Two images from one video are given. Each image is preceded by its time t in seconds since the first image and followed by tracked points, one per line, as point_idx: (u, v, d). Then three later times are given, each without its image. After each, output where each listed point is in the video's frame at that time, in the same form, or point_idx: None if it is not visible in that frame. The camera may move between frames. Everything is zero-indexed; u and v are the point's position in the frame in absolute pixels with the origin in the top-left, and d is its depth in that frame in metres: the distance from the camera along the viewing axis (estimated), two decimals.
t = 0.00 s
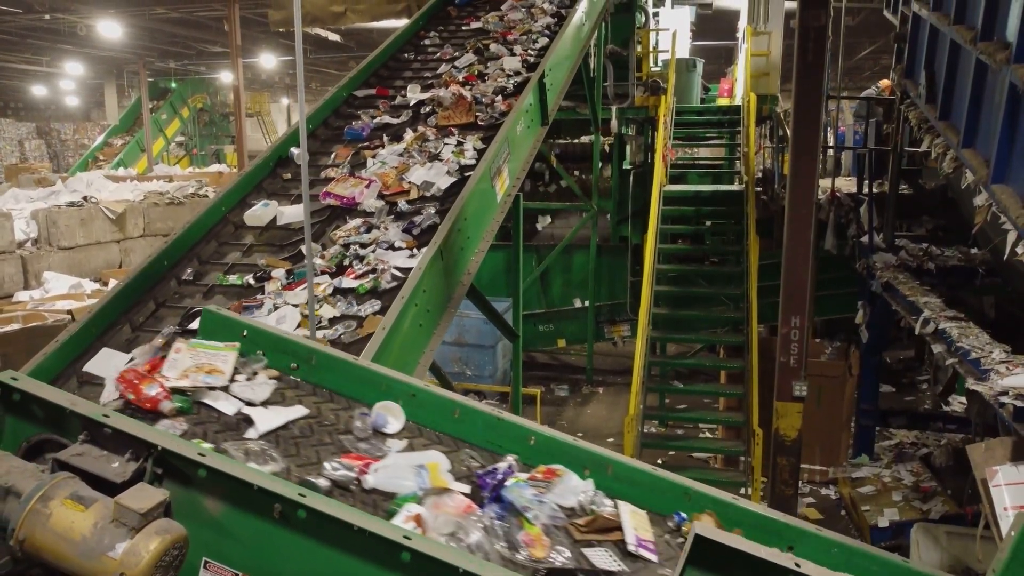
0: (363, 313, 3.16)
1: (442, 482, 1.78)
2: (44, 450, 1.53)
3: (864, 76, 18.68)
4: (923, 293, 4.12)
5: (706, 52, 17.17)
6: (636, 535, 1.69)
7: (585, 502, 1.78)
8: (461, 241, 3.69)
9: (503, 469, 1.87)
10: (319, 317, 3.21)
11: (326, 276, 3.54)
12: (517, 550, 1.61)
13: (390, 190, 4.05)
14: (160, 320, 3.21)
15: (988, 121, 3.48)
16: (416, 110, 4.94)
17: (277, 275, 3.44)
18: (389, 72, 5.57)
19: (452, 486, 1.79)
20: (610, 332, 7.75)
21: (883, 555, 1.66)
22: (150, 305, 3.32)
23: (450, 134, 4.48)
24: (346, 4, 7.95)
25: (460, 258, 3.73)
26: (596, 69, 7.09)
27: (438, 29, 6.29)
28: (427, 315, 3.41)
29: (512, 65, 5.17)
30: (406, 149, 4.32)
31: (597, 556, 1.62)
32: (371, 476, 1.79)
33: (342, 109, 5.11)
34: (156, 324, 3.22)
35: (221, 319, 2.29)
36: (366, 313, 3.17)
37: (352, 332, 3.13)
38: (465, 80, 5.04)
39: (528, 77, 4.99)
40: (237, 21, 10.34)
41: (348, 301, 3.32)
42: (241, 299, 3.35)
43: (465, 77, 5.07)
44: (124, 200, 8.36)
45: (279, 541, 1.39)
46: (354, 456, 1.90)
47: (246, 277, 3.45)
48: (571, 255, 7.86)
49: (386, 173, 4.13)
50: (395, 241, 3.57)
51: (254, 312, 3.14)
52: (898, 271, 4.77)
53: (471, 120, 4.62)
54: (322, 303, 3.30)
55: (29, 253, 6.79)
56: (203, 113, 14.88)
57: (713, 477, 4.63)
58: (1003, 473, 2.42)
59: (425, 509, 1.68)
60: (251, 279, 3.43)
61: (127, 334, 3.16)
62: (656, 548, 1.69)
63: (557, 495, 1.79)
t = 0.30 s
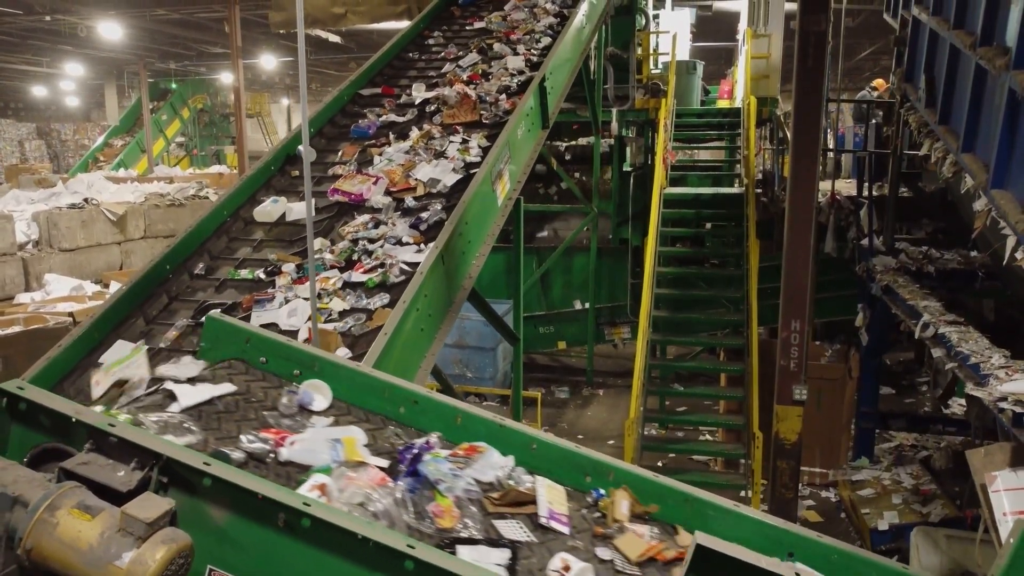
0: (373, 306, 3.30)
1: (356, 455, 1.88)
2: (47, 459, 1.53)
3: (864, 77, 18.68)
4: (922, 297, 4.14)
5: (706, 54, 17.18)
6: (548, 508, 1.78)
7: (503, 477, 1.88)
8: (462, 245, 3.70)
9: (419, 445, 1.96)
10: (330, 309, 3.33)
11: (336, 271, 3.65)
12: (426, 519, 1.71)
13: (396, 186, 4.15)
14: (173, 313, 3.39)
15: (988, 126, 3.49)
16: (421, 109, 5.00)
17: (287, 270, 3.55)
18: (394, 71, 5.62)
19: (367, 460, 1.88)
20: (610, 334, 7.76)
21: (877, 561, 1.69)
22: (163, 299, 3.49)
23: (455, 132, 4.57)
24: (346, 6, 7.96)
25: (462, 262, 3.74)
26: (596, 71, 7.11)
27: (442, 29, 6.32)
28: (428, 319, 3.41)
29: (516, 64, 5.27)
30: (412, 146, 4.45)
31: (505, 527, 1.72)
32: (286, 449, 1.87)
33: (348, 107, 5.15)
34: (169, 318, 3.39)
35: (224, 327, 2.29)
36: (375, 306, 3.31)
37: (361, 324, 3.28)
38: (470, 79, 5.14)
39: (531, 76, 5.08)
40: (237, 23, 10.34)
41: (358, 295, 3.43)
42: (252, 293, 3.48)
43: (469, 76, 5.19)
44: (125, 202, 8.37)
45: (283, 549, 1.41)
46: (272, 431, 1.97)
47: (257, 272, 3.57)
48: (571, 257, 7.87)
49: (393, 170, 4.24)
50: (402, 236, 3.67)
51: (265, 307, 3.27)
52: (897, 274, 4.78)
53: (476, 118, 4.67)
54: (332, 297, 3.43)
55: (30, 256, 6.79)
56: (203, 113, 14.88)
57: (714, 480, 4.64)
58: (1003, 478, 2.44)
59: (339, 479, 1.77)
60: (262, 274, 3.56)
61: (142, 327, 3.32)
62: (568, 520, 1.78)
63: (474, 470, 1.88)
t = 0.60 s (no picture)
0: (381, 300, 3.36)
1: (275, 430, 1.96)
2: (54, 467, 1.55)
3: (863, 78, 18.69)
4: (922, 301, 4.15)
5: (705, 55, 17.23)
6: (464, 483, 1.87)
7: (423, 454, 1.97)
8: (463, 249, 3.72)
9: (343, 421, 2.06)
10: (339, 303, 3.44)
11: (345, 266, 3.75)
12: (340, 493, 1.80)
13: (403, 184, 4.21)
14: (186, 306, 3.46)
15: (987, 131, 3.50)
16: (426, 107, 5.04)
17: (298, 264, 3.64)
18: (398, 70, 5.68)
19: (286, 435, 1.97)
20: (610, 335, 7.76)
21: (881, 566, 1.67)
22: (177, 292, 3.53)
23: (460, 130, 4.61)
24: (346, 8, 7.97)
25: (463, 265, 3.76)
26: (596, 74, 7.13)
27: (446, 29, 6.36)
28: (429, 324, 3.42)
29: (519, 63, 5.32)
30: (418, 144, 4.48)
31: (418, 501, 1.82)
32: (205, 423, 1.92)
33: (355, 106, 5.19)
34: (183, 311, 3.46)
35: (228, 334, 2.26)
36: (383, 300, 3.38)
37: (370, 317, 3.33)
38: (474, 78, 5.19)
39: (535, 75, 5.13)
40: (237, 24, 10.35)
41: (366, 288, 3.52)
42: (262, 287, 3.54)
43: (473, 76, 5.24)
44: (126, 204, 8.37)
45: (288, 558, 1.41)
46: (195, 405, 2.02)
47: (268, 267, 3.64)
48: (572, 259, 7.89)
49: (399, 168, 4.29)
50: (409, 232, 3.71)
51: (275, 300, 3.36)
52: (897, 277, 4.80)
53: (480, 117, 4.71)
54: (342, 290, 3.53)
55: (31, 258, 6.81)
56: (203, 114, 14.90)
57: (714, 482, 4.65)
58: (1002, 483, 2.45)
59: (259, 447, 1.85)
60: (272, 269, 3.63)
61: (156, 319, 3.38)
62: (485, 494, 1.87)
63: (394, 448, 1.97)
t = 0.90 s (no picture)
0: (389, 293, 3.42)
1: (197, 402, 2.10)
2: (61, 474, 1.57)
3: (863, 79, 18.70)
4: (921, 304, 4.16)
5: (705, 56, 17.25)
6: (385, 457, 1.98)
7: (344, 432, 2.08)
8: (464, 253, 3.73)
9: (269, 398, 2.16)
10: (348, 297, 3.48)
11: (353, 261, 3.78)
12: (257, 465, 1.92)
13: (409, 180, 4.26)
14: (198, 300, 3.51)
15: (985, 136, 3.52)
16: (431, 106, 5.10)
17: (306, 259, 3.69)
18: (403, 70, 5.71)
19: (209, 408, 2.10)
20: (610, 338, 7.77)
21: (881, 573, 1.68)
22: (189, 286, 3.59)
23: (465, 128, 4.68)
24: (347, 9, 7.98)
25: (465, 267, 3.78)
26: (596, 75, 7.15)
27: (449, 28, 6.43)
28: (430, 328, 3.42)
29: (523, 62, 5.36)
30: (423, 142, 4.54)
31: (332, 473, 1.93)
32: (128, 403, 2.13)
33: (361, 104, 5.27)
34: (195, 305, 3.51)
35: (230, 340, 2.31)
36: (392, 293, 3.43)
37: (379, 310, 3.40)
38: (478, 77, 5.24)
39: (538, 74, 5.20)
40: (238, 26, 10.36)
41: (375, 282, 3.55)
42: (273, 282, 3.60)
43: (477, 74, 5.29)
44: (127, 205, 8.39)
45: (292, 566, 1.42)
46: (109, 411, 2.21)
47: (278, 262, 3.69)
48: (572, 261, 7.90)
49: (406, 165, 4.35)
50: (416, 228, 3.78)
51: (285, 295, 3.39)
52: (897, 280, 4.81)
53: (485, 115, 4.80)
54: (351, 284, 3.58)
55: (32, 260, 6.82)
56: (203, 115, 14.90)
57: (714, 485, 4.66)
58: (1001, 489, 2.47)
59: (180, 427, 1.98)
60: (281, 263, 3.69)
61: (168, 313, 3.44)
62: (406, 470, 1.97)
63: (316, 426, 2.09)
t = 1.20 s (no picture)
0: (397, 288, 3.50)
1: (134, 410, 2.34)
2: (65, 484, 1.58)
3: (863, 79, 18.70)
4: (921, 308, 4.17)
5: (705, 57, 17.29)
6: (310, 434, 2.07)
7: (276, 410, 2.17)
8: (465, 257, 3.74)
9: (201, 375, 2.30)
10: (357, 291, 3.55)
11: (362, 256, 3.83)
12: (180, 437, 2.08)
13: (415, 177, 4.34)
14: (209, 294, 3.60)
15: (985, 140, 3.53)
16: (435, 104, 5.14)
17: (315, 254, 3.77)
18: (408, 69, 5.75)
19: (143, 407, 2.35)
20: (610, 340, 7.78)
21: None
22: (199, 281, 3.68)
23: (470, 126, 4.72)
24: (347, 11, 8.00)
25: (465, 271, 3.78)
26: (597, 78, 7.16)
27: (453, 28, 6.47)
28: (431, 332, 3.43)
29: (526, 62, 5.39)
30: (429, 140, 4.59)
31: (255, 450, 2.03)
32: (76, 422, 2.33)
33: (366, 104, 5.32)
34: (206, 299, 3.61)
35: (234, 348, 2.35)
36: (399, 287, 3.50)
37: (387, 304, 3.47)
38: (481, 76, 5.27)
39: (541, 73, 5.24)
40: (239, 27, 10.37)
41: (383, 277, 3.62)
42: (282, 277, 3.67)
43: (480, 73, 5.33)
44: (127, 207, 8.40)
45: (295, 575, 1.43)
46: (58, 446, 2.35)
47: (287, 257, 3.76)
48: (573, 263, 7.92)
49: (412, 162, 4.42)
50: (423, 224, 3.83)
51: (295, 289, 3.47)
52: (896, 283, 4.83)
53: (489, 113, 4.84)
54: (359, 279, 3.63)
55: (33, 262, 6.84)
56: (203, 115, 14.91)
57: (714, 488, 4.67)
58: (999, 494, 2.48)
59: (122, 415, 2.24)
60: (291, 258, 3.75)
61: (181, 307, 3.54)
62: (331, 447, 2.07)
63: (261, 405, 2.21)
